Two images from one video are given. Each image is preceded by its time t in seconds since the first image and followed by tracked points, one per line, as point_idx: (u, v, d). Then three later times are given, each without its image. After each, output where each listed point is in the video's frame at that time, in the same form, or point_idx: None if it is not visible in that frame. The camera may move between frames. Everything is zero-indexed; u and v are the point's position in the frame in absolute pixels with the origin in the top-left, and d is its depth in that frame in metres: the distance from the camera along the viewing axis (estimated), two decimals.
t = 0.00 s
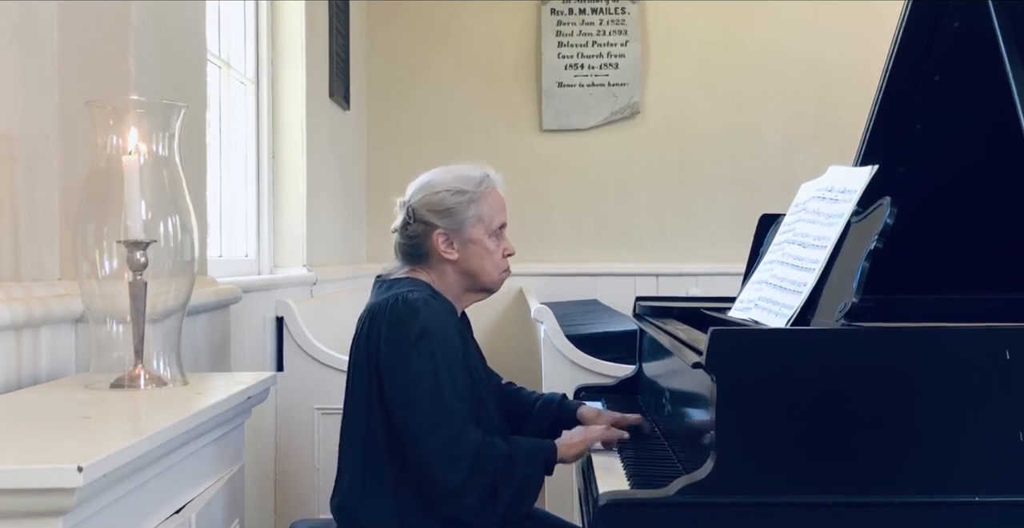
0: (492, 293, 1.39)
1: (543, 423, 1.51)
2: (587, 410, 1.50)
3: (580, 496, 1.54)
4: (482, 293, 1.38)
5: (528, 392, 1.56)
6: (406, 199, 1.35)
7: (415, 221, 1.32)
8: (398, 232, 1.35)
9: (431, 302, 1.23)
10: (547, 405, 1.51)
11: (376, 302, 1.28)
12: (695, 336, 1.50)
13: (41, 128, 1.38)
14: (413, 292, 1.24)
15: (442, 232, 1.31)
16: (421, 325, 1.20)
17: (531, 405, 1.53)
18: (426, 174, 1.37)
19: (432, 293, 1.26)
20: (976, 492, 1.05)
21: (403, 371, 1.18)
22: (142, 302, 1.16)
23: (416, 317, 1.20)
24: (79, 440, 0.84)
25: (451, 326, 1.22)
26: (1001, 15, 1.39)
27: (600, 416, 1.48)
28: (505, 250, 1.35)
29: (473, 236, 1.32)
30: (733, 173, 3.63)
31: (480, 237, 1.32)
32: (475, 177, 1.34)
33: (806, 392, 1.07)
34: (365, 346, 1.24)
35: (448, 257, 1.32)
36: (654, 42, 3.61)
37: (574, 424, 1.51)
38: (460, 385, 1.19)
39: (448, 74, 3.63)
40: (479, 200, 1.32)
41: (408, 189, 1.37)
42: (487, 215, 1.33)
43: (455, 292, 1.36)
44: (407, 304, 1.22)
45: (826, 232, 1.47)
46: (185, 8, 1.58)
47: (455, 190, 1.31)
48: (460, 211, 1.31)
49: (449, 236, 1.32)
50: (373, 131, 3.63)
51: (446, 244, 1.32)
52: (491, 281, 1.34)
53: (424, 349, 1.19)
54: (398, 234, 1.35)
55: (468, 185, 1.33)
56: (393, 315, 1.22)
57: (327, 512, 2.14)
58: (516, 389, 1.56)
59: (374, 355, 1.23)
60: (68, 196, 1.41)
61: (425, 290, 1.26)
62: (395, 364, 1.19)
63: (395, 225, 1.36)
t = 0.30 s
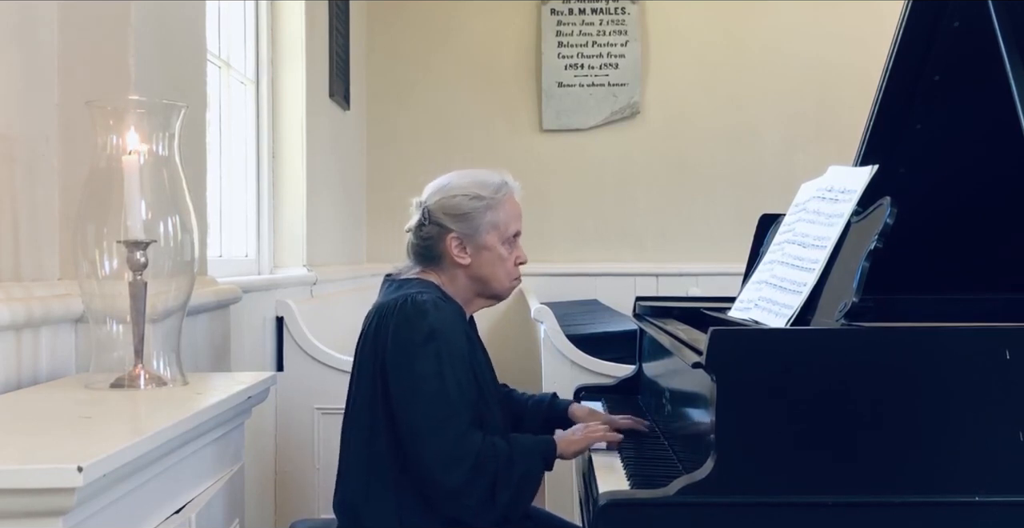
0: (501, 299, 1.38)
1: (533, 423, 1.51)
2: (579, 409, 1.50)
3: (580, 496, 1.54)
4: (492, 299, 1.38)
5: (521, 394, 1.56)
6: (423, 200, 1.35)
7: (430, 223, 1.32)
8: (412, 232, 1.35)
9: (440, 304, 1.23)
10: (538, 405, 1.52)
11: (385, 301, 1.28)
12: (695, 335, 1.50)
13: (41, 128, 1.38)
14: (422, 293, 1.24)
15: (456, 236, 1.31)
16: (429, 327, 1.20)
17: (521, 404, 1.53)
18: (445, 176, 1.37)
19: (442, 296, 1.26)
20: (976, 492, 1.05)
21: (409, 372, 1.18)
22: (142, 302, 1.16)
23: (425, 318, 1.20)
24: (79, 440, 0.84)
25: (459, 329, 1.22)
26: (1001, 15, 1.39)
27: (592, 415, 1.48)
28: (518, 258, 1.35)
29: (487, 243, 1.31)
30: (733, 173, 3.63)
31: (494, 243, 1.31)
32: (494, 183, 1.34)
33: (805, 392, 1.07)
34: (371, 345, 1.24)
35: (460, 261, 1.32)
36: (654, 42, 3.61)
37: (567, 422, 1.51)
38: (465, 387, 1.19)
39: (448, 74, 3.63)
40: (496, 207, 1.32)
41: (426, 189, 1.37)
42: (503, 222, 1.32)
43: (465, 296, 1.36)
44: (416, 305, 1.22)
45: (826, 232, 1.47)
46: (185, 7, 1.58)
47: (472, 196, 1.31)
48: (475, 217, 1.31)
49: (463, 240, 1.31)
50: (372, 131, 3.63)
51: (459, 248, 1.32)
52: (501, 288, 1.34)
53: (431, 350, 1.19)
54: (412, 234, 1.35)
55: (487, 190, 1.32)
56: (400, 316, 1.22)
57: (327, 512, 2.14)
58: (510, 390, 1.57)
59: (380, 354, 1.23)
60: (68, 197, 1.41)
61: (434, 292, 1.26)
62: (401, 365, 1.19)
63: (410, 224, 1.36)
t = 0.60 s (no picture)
0: (514, 313, 1.38)
1: (532, 424, 1.51)
2: (579, 413, 1.51)
3: (580, 496, 1.54)
4: (504, 312, 1.38)
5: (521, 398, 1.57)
6: (450, 205, 1.35)
7: (454, 229, 1.32)
8: (435, 235, 1.35)
9: (454, 312, 1.23)
10: (539, 407, 1.52)
11: (399, 302, 1.28)
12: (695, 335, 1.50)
13: (41, 128, 1.38)
14: (438, 299, 1.24)
15: (479, 245, 1.31)
16: (441, 333, 1.20)
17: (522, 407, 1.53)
18: (475, 184, 1.37)
19: (457, 304, 1.26)
20: (976, 492, 1.05)
21: (416, 376, 1.18)
22: (142, 302, 1.16)
23: (437, 324, 1.21)
24: (79, 440, 0.84)
25: (470, 337, 1.22)
26: (1001, 15, 1.39)
27: (592, 418, 1.48)
28: (537, 274, 1.35)
29: (509, 256, 1.31)
30: (733, 173, 3.63)
31: (515, 258, 1.31)
32: (523, 197, 1.34)
33: (805, 392, 1.07)
34: (381, 346, 1.24)
35: (480, 271, 1.32)
36: (654, 42, 3.61)
37: (566, 427, 1.51)
38: (471, 394, 1.19)
39: (448, 74, 3.63)
40: (522, 221, 1.32)
41: (454, 195, 1.37)
42: (527, 237, 1.32)
43: (479, 305, 1.36)
44: (430, 310, 1.22)
45: (826, 231, 1.47)
46: (185, 7, 1.58)
47: (499, 207, 1.31)
48: (501, 229, 1.31)
49: (485, 250, 1.31)
50: (373, 131, 3.63)
51: (480, 258, 1.32)
52: (517, 302, 1.34)
53: (441, 356, 1.19)
54: (435, 237, 1.35)
55: (515, 204, 1.32)
56: (414, 319, 1.22)
57: (327, 512, 2.14)
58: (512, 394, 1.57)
59: (388, 356, 1.23)
60: (68, 197, 1.41)
61: (450, 299, 1.26)
62: (408, 368, 1.19)
63: (433, 227, 1.36)
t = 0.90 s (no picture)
0: (509, 311, 1.38)
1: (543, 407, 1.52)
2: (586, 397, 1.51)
3: (580, 496, 1.54)
4: (499, 310, 1.38)
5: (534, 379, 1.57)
6: (446, 203, 1.35)
7: (450, 227, 1.32)
8: (432, 233, 1.35)
9: (450, 308, 1.22)
10: (551, 390, 1.53)
11: (394, 301, 1.27)
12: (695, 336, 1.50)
13: (41, 128, 1.38)
14: (433, 296, 1.24)
15: (475, 243, 1.31)
16: (439, 330, 1.19)
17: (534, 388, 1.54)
18: (472, 182, 1.37)
19: (452, 302, 1.26)
20: (976, 492, 1.05)
21: (420, 375, 1.18)
22: (142, 302, 1.16)
23: (434, 321, 1.20)
24: (79, 440, 0.84)
25: (467, 331, 1.22)
26: (1001, 15, 1.39)
27: (601, 406, 1.48)
28: (532, 273, 1.34)
29: (504, 254, 1.31)
30: (733, 173, 3.63)
31: (511, 256, 1.31)
32: (519, 195, 1.34)
33: (805, 392, 1.07)
34: (379, 347, 1.24)
35: (475, 269, 1.32)
36: (654, 42, 3.61)
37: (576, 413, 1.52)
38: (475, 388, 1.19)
39: (448, 74, 3.63)
40: (518, 220, 1.32)
41: (451, 193, 1.37)
42: (523, 236, 1.32)
43: (474, 303, 1.36)
44: (425, 308, 1.22)
45: (826, 232, 1.47)
46: (185, 7, 1.58)
47: (495, 206, 1.31)
48: (496, 227, 1.31)
49: (481, 249, 1.31)
50: (372, 130, 3.63)
51: (475, 256, 1.32)
52: (512, 300, 1.34)
53: (441, 354, 1.19)
54: (431, 235, 1.35)
55: (510, 202, 1.32)
56: (410, 319, 1.21)
57: (327, 512, 2.14)
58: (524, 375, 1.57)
59: (387, 356, 1.23)
60: (68, 197, 1.41)
61: (445, 296, 1.26)
62: (411, 368, 1.19)
63: (429, 225, 1.36)
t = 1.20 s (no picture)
0: (499, 303, 1.38)
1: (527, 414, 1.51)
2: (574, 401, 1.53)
3: (580, 496, 1.53)
4: (488, 303, 1.37)
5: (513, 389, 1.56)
6: (423, 202, 1.35)
7: (430, 225, 1.32)
8: (413, 233, 1.35)
9: (437, 305, 1.23)
10: (533, 398, 1.52)
11: (382, 302, 1.27)
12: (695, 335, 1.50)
13: (41, 128, 1.38)
14: (419, 294, 1.24)
15: (456, 238, 1.31)
16: (428, 328, 1.20)
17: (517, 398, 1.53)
18: (446, 178, 1.37)
19: (438, 297, 1.26)
20: (976, 492, 1.05)
21: (412, 373, 1.18)
22: (142, 302, 1.16)
23: (423, 319, 1.20)
24: (79, 440, 0.84)
25: (455, 328, 1.22)
26: (1001, 15, 1.39)
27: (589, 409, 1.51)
28: (516, 261, 1.34)
29: (486, 246, 1.31)
30: (733, 173, 3.63)
31: (493, 246, 1.31)
32: (494, 186, 1.34)
33: (804, 392, 1.07)
34: (370, 348, 1.24)
35: (459, 263, 1.32)
36: (654, 42, 3.61)
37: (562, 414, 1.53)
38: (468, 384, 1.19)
39: (448, 74, 3.63)
40: (495, 209, 1.32)
41: (427, 192, 1.37)
42: (502, 225, 1.32)
43: (462, 299, 1.36)
44: (413, 306, 1.22)
45: (826, 231, 1.47)
46: (185, 6, 1.58)
47: (472, 198, 1.31)
48: (475, 219, 1.31)
49: (462, 242, 1.31)
50: (372, 131, 3.63)
51: (458, 250, 1.32)
52: (499, 291, 1.34)
53: (432, 351, 1.19)
54: (413, 235, 1.35)
55: (487, 193, 1.32)
56: (398, 318, 1.21)
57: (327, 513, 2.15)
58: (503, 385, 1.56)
59: (378, 357, 1.23)
60: (68, 197, 1.41)
61: (431, 293, 1.26)
62: (403, 367, 1.19)
63: (410, 225, 1.36)
